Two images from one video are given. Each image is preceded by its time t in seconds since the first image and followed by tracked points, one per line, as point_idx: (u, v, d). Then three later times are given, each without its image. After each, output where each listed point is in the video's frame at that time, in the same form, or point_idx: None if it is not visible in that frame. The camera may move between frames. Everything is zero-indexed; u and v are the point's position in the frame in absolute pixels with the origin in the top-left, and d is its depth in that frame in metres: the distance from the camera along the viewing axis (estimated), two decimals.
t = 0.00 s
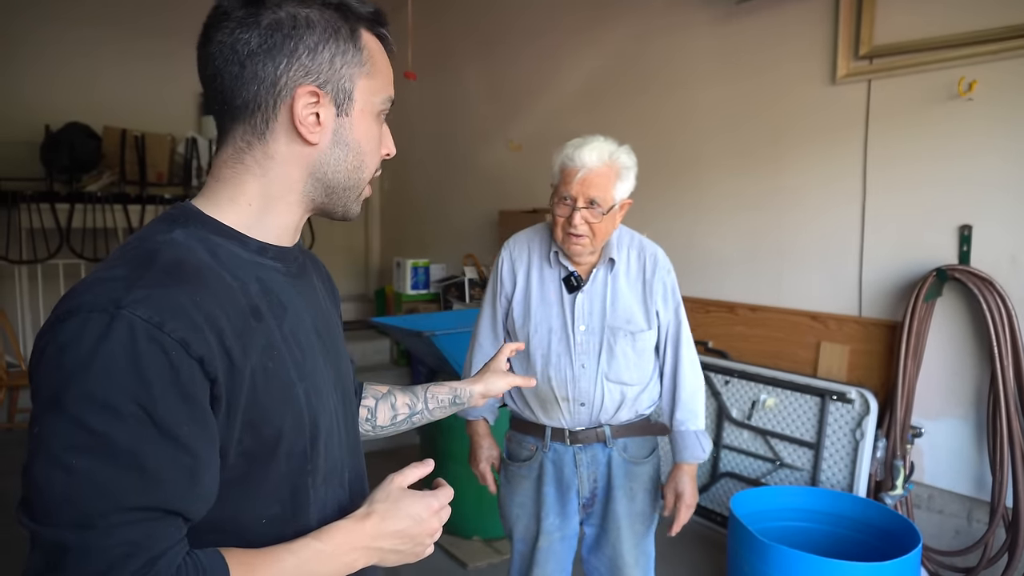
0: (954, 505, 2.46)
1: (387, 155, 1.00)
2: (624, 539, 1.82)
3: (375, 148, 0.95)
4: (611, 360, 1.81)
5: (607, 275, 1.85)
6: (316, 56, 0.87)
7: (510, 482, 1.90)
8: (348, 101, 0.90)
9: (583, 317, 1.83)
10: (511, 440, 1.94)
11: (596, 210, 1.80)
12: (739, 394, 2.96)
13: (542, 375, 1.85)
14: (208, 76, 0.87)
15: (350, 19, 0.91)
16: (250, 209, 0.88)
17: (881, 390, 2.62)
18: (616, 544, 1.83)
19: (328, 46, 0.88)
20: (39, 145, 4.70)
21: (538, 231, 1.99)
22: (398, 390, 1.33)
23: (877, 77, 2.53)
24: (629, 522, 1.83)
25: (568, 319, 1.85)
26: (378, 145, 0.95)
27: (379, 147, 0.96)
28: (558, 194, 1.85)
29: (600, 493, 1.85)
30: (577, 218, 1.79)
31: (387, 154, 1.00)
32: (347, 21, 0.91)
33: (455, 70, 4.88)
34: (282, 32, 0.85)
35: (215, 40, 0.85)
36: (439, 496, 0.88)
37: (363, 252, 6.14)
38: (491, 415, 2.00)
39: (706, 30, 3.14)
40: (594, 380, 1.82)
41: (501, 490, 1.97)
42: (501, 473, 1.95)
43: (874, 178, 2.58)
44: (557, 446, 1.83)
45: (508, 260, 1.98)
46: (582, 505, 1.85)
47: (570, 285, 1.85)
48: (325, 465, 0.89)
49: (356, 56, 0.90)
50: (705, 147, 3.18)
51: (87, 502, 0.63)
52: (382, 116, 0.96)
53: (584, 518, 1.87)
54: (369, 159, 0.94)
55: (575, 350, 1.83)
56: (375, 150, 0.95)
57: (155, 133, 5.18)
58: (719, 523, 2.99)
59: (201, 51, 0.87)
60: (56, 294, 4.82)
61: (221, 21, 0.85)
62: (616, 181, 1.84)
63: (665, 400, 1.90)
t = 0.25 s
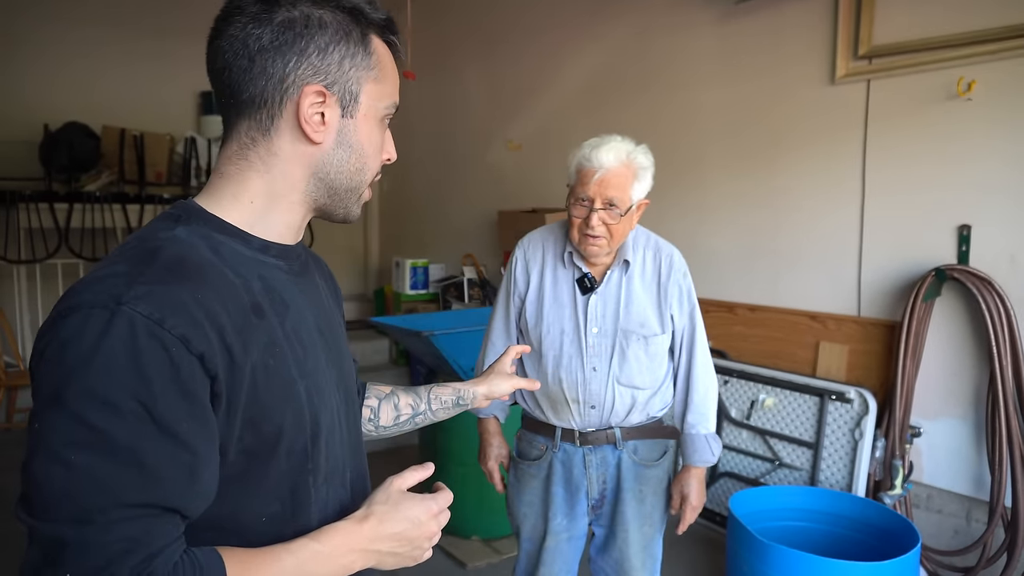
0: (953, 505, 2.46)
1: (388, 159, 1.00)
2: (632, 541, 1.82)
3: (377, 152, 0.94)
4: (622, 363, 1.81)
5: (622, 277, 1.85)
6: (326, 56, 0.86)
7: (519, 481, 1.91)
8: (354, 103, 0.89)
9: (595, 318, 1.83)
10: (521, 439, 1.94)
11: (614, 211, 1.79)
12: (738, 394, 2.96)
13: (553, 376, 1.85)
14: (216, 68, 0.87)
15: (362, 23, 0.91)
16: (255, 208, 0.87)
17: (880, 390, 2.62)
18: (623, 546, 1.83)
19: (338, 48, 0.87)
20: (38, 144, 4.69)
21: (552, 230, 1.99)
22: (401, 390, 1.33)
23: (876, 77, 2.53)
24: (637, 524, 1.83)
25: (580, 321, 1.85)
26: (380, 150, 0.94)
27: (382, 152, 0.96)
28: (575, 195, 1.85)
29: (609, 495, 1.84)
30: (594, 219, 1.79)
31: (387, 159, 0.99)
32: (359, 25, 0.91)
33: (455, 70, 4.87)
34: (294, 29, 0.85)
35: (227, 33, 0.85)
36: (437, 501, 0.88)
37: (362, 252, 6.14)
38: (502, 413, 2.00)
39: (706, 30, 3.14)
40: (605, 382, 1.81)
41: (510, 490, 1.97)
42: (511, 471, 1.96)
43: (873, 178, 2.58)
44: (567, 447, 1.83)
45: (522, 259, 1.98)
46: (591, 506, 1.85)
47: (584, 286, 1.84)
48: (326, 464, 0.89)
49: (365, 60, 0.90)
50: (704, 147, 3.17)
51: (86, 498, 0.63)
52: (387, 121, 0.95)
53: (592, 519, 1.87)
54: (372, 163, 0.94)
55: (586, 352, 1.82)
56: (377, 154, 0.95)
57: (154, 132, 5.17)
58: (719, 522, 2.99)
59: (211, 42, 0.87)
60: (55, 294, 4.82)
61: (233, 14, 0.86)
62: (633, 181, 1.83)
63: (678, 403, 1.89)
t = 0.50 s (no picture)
0: (951, 504, 2.46)
1: (391, 159, 1.00)
2: (634, 544, 1.82)
3: (379, 152, 0.94)
4: (629, 368, 1.81)
5: (633, 282, 1.84)
6: (320, 57, 0.86)
7: (522, 480, 1.91)
8: (351, 103, 0.89)
9: (603, 320, 1.83)
10: (526, 438, 1.93)
11: (630, 228, 1.77)
12: (735, 394, 2.96)
13: (559, 376, 1.85)
14: (212, 72, 0.87)
15: (356, 22, 0.91)
16: (256, 210, 0.87)
17: (878, 390, 2.62)
18: (624, 548, 1.83)
19: (332, 48, 0.87)
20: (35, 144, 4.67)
21: (565, 229, 1.99)
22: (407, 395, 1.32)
23: (874, 77, 2.53)
24: (639, 526, 1.82)
25: (588, 322, 1.85)
26: (380, 150, 0.94)
27: (383, 152, 0.95)
28: (590, 208, 1.83)
29: (611, 496, 1.84)
30: (609, 234, 1.78)
31: (390, 158, 0.98)
32: (353, 23, 0.90)
33: (453, 71, 4.87)
34: (286, 31, 0.85)
35: (221, 37, 0.86)
36: (436, 503, 0.87)
37: (360, 253, 6.13)
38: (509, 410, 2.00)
39: (703, 30, 3.14)
40: (610, 385, 1.82)
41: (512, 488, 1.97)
42: (514, 470, 1.95)
43: (871, 178, 2.59)
44: (570, 447, 1.84)
45: (533, 257, 1.99)
46: (593, 507, 1.85)
47: (594, 288, 1.85)
48: (322, 467, 0.89)
49: (360, 59, 0.89)
50: (702, 147, 3.17)
51: (77, 500, 0.63)
52: (387, 120, 0.95)
53: (594, 520, 1.87)
54: (372, 164, 0.93)
55: (593, 353, 1.83)
56: (379, 154, 0.94)
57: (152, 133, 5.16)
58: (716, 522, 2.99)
59: (207, 46, 0.87)
60: (51, 294, 4.80)
61: (228, 17, 0.86)
62: (650, 195, 1.81)
63: (684, 410, 1.88)
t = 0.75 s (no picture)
0: (948, 504, 2.47)
1: (389, 140, 0.92)
2: (629, 547, 1.82)
3: (359, 135, 0.87)
4: (627, 368, 1.80)
5: (635, 282, 1.84)
6: (270, 47, 0.82)
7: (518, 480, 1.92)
8: (309, 90, 0.84)
9: (603, 320, 1.83)
10: (522, 438, 1.95)
11: (635, 222, 1.78)
12: (733, 394, 2.96)
13: (556, 375, 1.85)
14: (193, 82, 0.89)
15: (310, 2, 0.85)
16: (255, 208, 0.87)
17: (875, 389, 2.62)
18: (620, 550, 1.83)
19: (283, 35, 0.83)
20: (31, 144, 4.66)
21: (568, 226, 1.99)
22: (399, 434, 1.20)
23: (871, 77, 2.54)
24: (634, 529, 1.82)
25: (588, 321, 1.85)
26: (357, 132, 0.87)
27: (369, 135, 0.88)
28: (596, 202, 1.83)
29: (607, 499, 1.85)
30: (614, 229, 1.78)
31: (385, 143, 0.91)
32: (306, 5, 0.85)
33: (451, 70, 4.87)
34: (238, 27, 0.83)
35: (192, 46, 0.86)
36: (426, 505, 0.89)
37: (358, 252, 6.12)
38: (507, 408, 2.00)
39: (701, 30, 3.14)
40: (608, 384, 1.81)
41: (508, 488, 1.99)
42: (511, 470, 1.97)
43: (868, 178, 2.59)
44: (566, 447, 1.84)
45: (535, 254, 1.99)
46: (588, 509, 1.85)
47: (595, 287, 1.85)
48: (319, 464, 0.88)
49: (313, 41, 0.84)
50: (699, 147, 3.18)
51: (66, 492, 0.63)
52: (363, 100, 0.87)
53: (588, 522, 1.88)
54: (350, 149, 0.87)
55: (591, 352, 1.82)
56: (359, 138, 0.87)
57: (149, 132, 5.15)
58: (713, 522, 2.98)
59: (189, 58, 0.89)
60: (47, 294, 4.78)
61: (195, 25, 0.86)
62: (656, 190, 1.81)
63: (684, 411, 1.88)
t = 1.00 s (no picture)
0: (944, 503, 2.47)
1: (331, 122, 0.82)
2: (622, 548, 1.82)
3: (278, 122, 0.80)
4: (621, 364, 1.80)
5: (630, 279, 1.84)
6: (204, 43, 0.81)
7: (510, 480, 1.92)
8: (231, 80, 0.80)
9: (598, 316, 1.83)
10: (515, 438, 1.95)
11: (632, 216, 1.79)
12: (730, 393, 2.96)
13: (550, 371, 1.85)
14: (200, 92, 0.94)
15: None
16: (234, 201, 0.85)
17: (872, 388, 2.63)
18: (613, 551, 1.82)
19: (211, 27, 0.81)
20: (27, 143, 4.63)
21: (564, 224, 2.00)
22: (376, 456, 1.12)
23: (867, 77, 2.54)
24: (626, 531, 1.82)
25: (582, 317, 1.85)
26: (281, 118, 0.80)
27: (299, 119, 0.81)
28: (592, 197, 1.83)
29: (599, 500, 1.84)
30: (612, 223, 1.78)
31: (321, 127, 0.82)
32: None
33: (448, 70, 4.86)
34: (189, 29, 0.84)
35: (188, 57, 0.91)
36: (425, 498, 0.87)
37: (354, 252, 6.11)
38: (500, 407, 1.99)
39: (698, 30, 3.14)
40: (602, 381, 1.81)
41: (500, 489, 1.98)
42: (503, 471, 1.96)
43: (865, 178, 2.59)
44: (559, 448, 1.84)
45: (530, 251, 1.99)
46: (581, 510, 1.85)
47: (590, 283, 1.85)
48: (313, 461, 0.87)
49: (231, 27, 0.80)
50: (697, 147, 3.18)
51: (46, 482, 0.62)
52: (285, 81, 0.80)
53: (581, 523, 1.87)
54: (276, 137, 0.80)
55: (585, 348, 1.82)
56: (281, 125, 0.80)
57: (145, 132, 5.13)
58: (710, 521, 2.98)
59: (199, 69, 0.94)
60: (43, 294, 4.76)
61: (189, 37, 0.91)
62: (652, 185, 1.82)
63: (679, 411, 1.88)
